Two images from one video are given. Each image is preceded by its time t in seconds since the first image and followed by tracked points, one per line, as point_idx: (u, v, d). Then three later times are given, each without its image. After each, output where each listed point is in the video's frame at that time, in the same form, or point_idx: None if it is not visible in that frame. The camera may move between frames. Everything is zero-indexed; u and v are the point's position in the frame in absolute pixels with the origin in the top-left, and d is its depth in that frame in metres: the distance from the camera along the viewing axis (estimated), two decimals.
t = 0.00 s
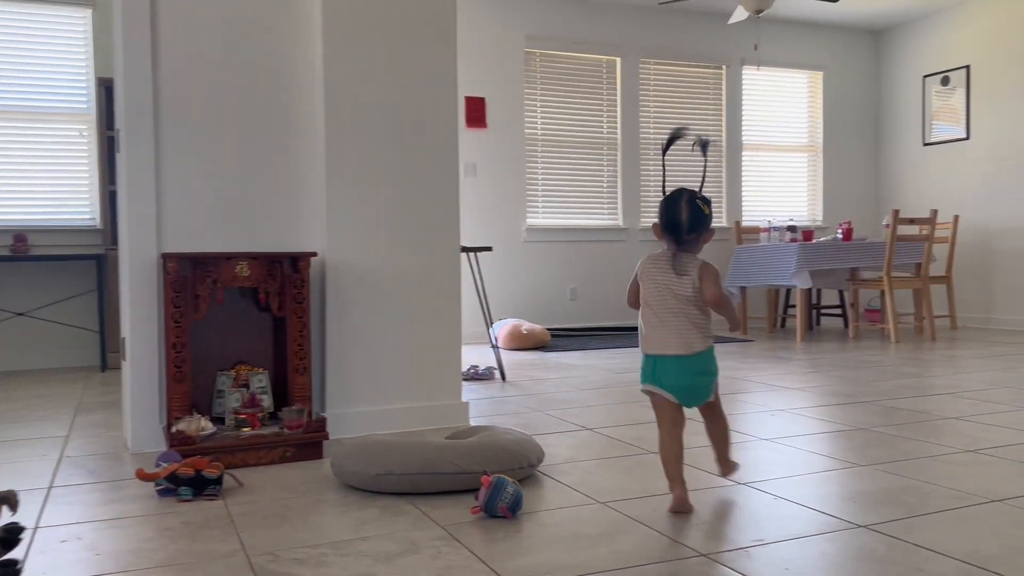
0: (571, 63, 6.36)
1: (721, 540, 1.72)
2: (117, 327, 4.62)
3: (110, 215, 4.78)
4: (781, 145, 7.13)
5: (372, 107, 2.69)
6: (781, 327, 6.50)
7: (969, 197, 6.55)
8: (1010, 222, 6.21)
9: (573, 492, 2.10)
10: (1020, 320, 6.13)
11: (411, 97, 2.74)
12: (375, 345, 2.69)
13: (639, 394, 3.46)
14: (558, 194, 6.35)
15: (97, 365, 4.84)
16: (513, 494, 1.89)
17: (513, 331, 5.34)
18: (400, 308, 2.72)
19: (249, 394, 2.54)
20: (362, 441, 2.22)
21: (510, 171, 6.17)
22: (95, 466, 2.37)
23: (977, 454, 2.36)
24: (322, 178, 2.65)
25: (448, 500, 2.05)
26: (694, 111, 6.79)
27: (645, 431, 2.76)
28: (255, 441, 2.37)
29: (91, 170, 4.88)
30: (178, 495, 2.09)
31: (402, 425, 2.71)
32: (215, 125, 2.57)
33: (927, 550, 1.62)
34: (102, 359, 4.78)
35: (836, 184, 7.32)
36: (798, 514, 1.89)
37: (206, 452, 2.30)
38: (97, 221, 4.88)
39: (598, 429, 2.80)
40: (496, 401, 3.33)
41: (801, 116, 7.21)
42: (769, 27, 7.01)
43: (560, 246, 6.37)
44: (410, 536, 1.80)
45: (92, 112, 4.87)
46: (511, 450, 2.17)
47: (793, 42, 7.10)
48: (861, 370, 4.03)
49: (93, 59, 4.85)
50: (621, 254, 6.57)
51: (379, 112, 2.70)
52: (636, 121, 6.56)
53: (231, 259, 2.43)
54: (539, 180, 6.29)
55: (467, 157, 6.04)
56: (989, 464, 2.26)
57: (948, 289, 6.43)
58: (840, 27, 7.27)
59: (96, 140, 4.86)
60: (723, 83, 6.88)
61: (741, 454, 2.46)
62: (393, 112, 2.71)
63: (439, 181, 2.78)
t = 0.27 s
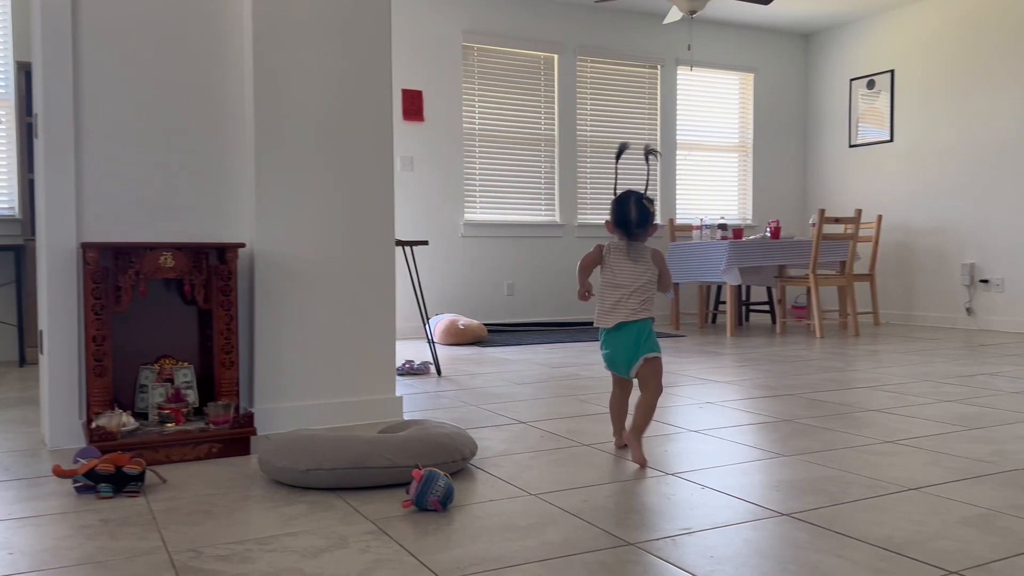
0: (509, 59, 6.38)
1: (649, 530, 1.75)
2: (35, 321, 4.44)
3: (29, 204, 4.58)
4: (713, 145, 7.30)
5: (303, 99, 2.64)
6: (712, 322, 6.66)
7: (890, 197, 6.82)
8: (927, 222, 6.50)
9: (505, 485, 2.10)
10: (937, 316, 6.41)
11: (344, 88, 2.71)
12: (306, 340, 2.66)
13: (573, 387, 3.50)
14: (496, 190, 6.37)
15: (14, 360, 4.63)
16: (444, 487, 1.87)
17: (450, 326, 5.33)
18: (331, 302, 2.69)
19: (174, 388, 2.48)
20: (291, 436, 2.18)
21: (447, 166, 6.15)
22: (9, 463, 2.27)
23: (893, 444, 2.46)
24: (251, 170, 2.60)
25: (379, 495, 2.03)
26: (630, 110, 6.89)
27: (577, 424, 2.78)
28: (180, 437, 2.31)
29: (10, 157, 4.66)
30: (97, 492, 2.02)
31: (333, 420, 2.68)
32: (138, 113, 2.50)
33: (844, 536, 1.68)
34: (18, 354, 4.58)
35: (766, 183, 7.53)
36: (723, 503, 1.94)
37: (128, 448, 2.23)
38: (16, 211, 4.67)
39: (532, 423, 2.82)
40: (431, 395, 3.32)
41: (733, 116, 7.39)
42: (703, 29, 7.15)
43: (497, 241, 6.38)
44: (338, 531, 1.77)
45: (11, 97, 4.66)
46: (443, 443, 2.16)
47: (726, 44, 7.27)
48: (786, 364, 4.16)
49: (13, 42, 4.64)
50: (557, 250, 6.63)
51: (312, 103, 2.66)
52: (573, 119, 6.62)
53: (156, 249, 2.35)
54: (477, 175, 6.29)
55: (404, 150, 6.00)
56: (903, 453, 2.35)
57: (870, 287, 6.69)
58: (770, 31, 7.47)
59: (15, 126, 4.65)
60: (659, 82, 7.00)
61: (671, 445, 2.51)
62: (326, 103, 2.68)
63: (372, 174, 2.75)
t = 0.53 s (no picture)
0: (469, 53, 6.35)
1: (606, 525, 1.75)
2: None
3: None
4: (672, 142, 7.37)
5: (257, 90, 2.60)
6: (670, 319, 6.73)
7: (843, 196, 6.96)
8: (879, 221, 6.65)
9: (462, 481, 2.09)
10: (888, 313, 6.57)
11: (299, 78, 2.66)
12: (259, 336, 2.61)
13: (532, 383, 3.50)
14: (456, 185, 6.34)
15: None
16: (400, 485, 1.85)
17: (409, 322, 5.30)
18: (286, 297, 2.65)
19: (122, 384, 2.42)
20: (243, 433, 2.14)
21: (406, 160, 6.11)
22: None
23: (845, 438, 2.51)
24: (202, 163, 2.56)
25: (333, 493, 2.00)
26: (590, 107, 6.92)
27: (535, 420, 2.78)
28: (127, 435, 2.26)
29: None
30: (40, 492, 1.95)
31: (287, 417, 2.64)
32: (84, 105, 2.46)
33: (795, 530, 1.70)
34: None
35: (724, 181, 7.63)
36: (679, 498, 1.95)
37: (74, 446, 2.17)
38: None
39: (490, 419, 2.81)
40: (388, 392, 3.29)
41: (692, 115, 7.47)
42: (662, 28, 7.21)
43: (457, 237, 6.35)
44: (291, 529, 1.74)
45: None
46: (400, 440, 2.14)
47: (685, 42, 7.34)
48: (742, 360, 4.21)
49: None
50: (517, 246, 6.63)
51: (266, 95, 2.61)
52: (533, 115, 6.62)
53: (102, 241, 2.29)
54: (437, 170, 6.26)
55: (363, 144, 5.94)
56: (855, 447, 2.40)
57: (824, 284, 6.82)
58: (728, 30, 7.56)
59: None
60: (619, 80, 7.04)
61: (628, 440, 2.52)
62: (281, 95, 2.63)
63: (329, 168, 2.71)
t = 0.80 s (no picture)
0: (438, 49, 6.32)
1: (574, 521, 1.75)
2: None
3: None
4: (641, 140, 7.41)
5: (220, 82, 2.55)
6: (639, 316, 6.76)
7: (809, 195, 7.06)
8: (843, 220, 6.75)
9: (429, 478, 2.07)
10: (852, 311, 6.68)
11: (264, 70, 2.62)
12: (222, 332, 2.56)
13: (501, 380, 3.49)
14: (425, 181, 6.30)
15: None
16: (365, 482, 1.82)
17: (377, 319, 5.25)
18: (250, 293, 2.60)
19: (80, 380, 2.36)
20: (205, 431, 2.10)
21: (374, 155, 6.06)
22: None
23: (810, 434, 2.54)
24: (163, 156, 2.52)
25: (297, 491, 1.97)
26: (559, 104, 6.92)
27: (504, 417, 2.77)
28: (85, 433, 2.20)
29: None
30: None
31: (250, 414, 2.60)
32: (42, 99, 2.44)
33: (761, 525, 1.71)
34: None
35: (692, 180, 7.69)
36: (646, 494, 1.95)
37: (28, 444, 2.11)
38: None
39: (458, 416, 2.79)
40: (355, 389, 3.26)
41: (660, 113, 7.52)
42: (631, 26, 7.24)
43: (426, 233, 6.31)
44: (253, 529, 1.70)
45: None
46: (365, 437, 2.11)
47: (654, 41, 7.38)
48: (710, 357, 4.24)
49: None
50: (487, 243, 6.61)
51: (231, 87, 2.57)
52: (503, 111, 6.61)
53: (60, 233, 2.25)
54: (406, 166, 6.22)
55: (330, 138, 5.88)
56: (820, 443, 2.42)
57: (789, 282, 6.91)
58: (697, 29, 7.62)
59: None
60: (588, 77, 7.06)
61: (597, 437, 2.52)
62: (245, 87, 2.59)
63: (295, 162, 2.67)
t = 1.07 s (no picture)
0: (414, 46, 6.29)
1: (548, 520, 1.74)
2: None
3: None
4: (617, 139, 7.44)
5: (190, 75, 2.51)
6: (614, 314, 6.79)
7: (782, 195, 7.13)
8: (816, 220, 6.83)
9: (403, 478, 2.05)
10: (824, 309, 6.76)
11: (235, 65, 2.58)
12: (192, 330, 2.52)
13: (475, 378, 3.48)
14: (400, 179, 6.27)
15: None
16: (338, 482, 1.80)
17: (351, 318, 5.21)
18: (221, 290, 2.56)
19: (45, 379, 2.30)
20: (174, 430, 2.07)
21: (349, 152, 6.01)
22: None
23: (783, 431, 2.56)
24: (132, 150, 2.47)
25: (268, 491, 1.94)
26: (535, 102, 6.92)
27: (478, 416, 2.76)
28: (51, 432, 2.15)
29: None
30: None
31: (221, 414, 2.56)
32: (6, 91, 2.39)
33: (736, 523, 1.71)
34: None
35: (667, 179, 7.73)
36: (622, 492, 1.95)
37: None
38: None
39: (432, 414, 2.78)
40: (329, 388, 3.23)
41: (635, 112, 7.54)
42: (607, 25, 7.26)
43: (401, 231, 6.28)
44: (223, 529, 1.67)
45: None
46: (338, 436, 2.09)
47: (629, 40, 7.41)
48: (684, 355, 4.27)
49: None
50: (462, 241, 6.59)
51: (201, 81, 2.53)
52: (478, 109, 6.59)
53: (26, 229, 2.19)
54: (380, 163, 6.18)
55: (304, 135, 5.82)
56: (792, 441, 2.44)
57: (762, 281, 6.98)
58: (672, 29, 7.67)
59: None
60: (563, 76, 7.06)
61: (571, 435, 2.52)
62: (216, 81, 2.55)
63: (267, 158, 2.64)
